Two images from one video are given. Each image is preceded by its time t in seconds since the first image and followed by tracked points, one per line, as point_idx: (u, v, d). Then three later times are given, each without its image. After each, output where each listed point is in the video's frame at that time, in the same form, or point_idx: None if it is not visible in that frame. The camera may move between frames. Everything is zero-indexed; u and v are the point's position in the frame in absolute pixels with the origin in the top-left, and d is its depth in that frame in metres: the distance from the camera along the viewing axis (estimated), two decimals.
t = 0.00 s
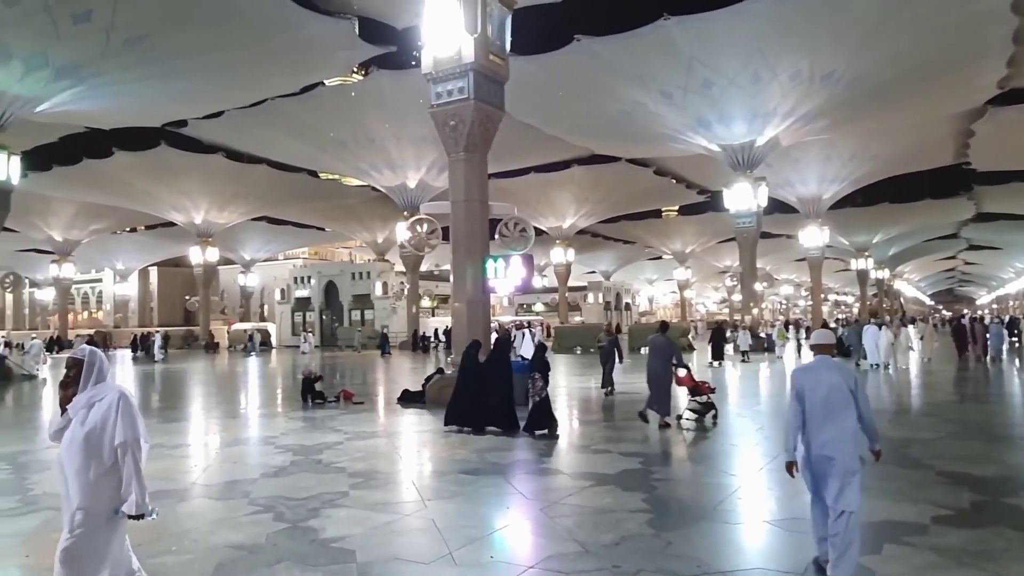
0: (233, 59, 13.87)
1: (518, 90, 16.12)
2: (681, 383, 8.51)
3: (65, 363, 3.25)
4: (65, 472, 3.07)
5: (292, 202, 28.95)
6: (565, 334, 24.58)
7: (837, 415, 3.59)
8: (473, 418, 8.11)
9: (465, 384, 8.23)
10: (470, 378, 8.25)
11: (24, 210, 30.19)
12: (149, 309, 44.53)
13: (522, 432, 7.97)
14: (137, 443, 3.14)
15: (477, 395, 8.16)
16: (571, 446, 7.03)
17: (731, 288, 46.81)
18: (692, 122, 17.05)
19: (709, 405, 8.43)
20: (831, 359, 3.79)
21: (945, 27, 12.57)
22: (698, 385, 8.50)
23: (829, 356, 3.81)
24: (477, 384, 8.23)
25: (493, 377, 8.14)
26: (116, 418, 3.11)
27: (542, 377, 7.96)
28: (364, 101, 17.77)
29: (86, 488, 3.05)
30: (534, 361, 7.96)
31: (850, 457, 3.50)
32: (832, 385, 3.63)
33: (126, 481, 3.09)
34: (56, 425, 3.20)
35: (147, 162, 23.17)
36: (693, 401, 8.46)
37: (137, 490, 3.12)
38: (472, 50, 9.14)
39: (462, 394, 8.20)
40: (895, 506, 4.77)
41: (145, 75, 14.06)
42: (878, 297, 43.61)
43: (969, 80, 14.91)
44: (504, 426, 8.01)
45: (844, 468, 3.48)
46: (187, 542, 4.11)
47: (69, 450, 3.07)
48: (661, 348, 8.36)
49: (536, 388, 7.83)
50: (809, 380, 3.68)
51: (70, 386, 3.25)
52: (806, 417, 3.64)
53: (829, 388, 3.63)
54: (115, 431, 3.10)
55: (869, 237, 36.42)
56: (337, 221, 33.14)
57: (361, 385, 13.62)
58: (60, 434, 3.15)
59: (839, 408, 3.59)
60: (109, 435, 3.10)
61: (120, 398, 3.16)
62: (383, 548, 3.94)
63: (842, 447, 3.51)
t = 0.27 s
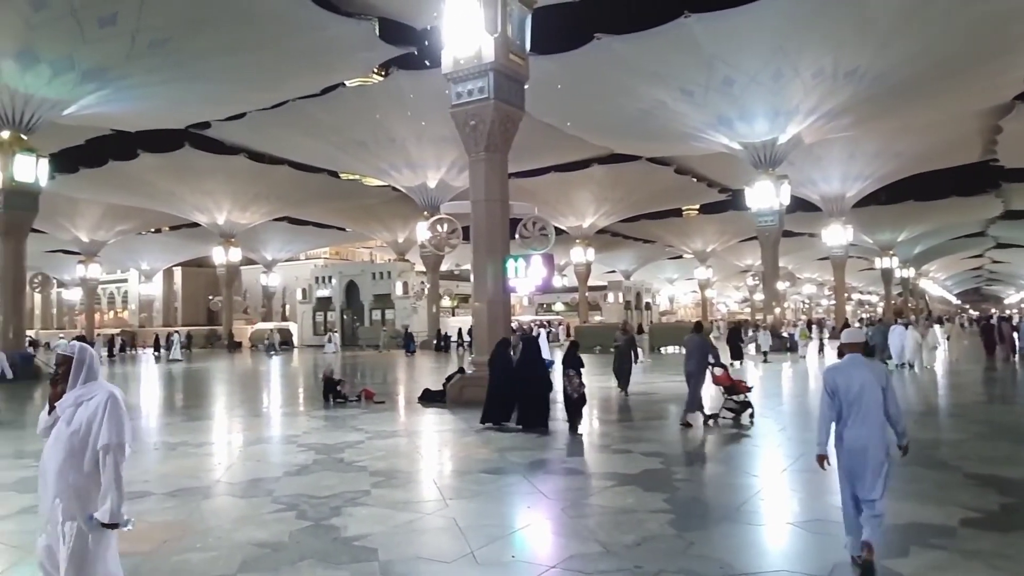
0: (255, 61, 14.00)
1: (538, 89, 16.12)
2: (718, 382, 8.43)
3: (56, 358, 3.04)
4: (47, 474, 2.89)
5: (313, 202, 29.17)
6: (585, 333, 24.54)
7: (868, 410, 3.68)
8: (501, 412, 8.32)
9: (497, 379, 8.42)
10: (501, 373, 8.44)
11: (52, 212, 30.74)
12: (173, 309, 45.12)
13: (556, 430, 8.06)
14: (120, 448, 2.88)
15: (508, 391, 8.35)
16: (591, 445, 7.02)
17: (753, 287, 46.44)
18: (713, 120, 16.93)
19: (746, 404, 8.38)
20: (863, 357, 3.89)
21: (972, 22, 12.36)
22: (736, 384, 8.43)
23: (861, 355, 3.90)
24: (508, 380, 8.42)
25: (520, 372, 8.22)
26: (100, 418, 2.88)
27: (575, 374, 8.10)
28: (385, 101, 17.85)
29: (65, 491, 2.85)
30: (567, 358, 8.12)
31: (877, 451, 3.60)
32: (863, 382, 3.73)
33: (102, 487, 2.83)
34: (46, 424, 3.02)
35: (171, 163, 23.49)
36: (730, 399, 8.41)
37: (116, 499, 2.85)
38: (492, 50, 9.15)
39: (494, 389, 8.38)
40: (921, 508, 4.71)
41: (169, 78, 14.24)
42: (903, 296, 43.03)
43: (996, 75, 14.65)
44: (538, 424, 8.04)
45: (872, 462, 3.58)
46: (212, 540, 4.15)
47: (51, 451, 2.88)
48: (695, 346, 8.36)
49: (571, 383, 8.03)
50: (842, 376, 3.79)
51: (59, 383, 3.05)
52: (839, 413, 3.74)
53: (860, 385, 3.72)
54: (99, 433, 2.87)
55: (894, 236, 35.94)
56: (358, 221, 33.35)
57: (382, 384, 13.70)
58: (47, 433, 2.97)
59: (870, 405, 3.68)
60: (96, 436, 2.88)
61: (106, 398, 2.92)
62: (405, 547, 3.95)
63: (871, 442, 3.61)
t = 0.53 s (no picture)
0: (271, 62, 14.08)
1: (553, 89, 16.12)
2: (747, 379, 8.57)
3: (38, 359, 3.00)
4: (31, 480, 2.83)
5: (329, 202, 29.31)
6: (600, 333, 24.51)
7: (883, 407, 3.82)
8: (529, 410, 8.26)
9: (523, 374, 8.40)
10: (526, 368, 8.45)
11: (72, 212, 31.12)
12: (191, 308, 45.53)
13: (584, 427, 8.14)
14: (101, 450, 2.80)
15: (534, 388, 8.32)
16: (607, 445, 7.00)
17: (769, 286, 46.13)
18: (729, 119, 16.83)
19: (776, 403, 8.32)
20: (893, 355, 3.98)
21: (993, 18, 12.20)
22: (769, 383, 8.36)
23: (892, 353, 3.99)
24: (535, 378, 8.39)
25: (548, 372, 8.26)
26: (82, 419, 2.81)
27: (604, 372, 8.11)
28: (400, 101, 17.91)
29: (46, 494, 2.78)
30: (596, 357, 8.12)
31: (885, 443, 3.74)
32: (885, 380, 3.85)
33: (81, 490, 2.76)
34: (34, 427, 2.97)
35: (189, 164, 23.71)
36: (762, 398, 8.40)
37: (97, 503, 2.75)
38: (507, 50, 9.15)
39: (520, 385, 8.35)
40: (942, 510, 4.65)
41: (186, 79, 14.36)
42: (922, 296, 42.56)
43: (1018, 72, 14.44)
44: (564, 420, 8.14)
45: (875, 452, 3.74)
46: (231, 537, 4.19)
47: (35, 452, 2.83)
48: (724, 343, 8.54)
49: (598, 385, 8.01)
50: (865, 373, 3.92)
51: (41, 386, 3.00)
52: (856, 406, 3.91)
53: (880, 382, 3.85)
54: (80, 434, 2.80)
55: (913, 235, 35.56)
56: (373, 220, 33.49)
57: (397, 383, 13.75)
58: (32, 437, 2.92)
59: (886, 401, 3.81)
60: (75, 438, 2.81)
61: (88, 399, 2.85)
62: (420, 546, 3.97)
63: (879, 435, 3.76)
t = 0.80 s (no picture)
0: (295, 64, 14.20)
1: (575, 87, 16.09)
2: (787, 379, 8.49)
3: (15, 366, 2.97)
4: (8, 490, 2.77)
5: (351, 202, 29.53)
6: (622, 332, 24.43)
7: (928, 403, 3.83)
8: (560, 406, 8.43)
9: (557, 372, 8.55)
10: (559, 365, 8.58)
11: (101, 213, 31.67)
12: (217, 308, 46.12)
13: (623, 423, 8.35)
14: (79, 455, 2.75)
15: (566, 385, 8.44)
16: (629, 445, 6.97)
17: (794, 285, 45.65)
18: (753, 116, 16.67)
19: (814, 402, 8.32)
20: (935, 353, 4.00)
21: None
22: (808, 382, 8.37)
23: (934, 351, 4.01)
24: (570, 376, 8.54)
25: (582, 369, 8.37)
26: (59, 426, 2.75)
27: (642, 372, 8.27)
28: (422, 101, 17.98)
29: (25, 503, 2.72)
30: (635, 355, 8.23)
31: (930, 438, 3.76)
32: (928, 377, 3.88)
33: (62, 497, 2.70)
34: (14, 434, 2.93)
35: (214, 166, 24.02)
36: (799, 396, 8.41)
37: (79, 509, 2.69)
38: (529, 49, 9.14)
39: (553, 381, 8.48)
40: (973, 512, 4.56)
41: (211, 82, 14.53)
42: (951, 294, 41.86)
43: None
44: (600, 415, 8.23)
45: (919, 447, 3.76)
46: (257, 534, 4.23)
47: (11, 462, 2.78)
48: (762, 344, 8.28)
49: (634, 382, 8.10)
50: (904, 372, 3.97)
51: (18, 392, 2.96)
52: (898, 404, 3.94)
53: (923, 380, 3.88)
54: (55, 441, 2.74)
55: (941, 232, 34.98)
56: (396, 220, 33.69)
57: (420, 382, 13.81)
58: (8, 446, 2.86)
59: (930, 398, 3.83)
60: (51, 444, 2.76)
61: (64, 404, 2.79)
62: (443, 545, 3.98)
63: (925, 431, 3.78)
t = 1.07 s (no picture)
0: (314, 66, 14.31)
1: (595, 87, 16.07)
2: (822, 378, 8.38)
3: None
4: None
5: (371, 203, 29.69)
6: (642, 332, 24.33)
7: (973, 397, 4.01)
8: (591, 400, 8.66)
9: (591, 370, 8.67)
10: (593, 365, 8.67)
11: (126, 215, 32.14)
12: (239, 308, 46.61)
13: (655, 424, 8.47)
14: (71, 455, 2.76)
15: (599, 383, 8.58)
16: (649, 445, 6.93)
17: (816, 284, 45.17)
18: (774, 114, 16.52)
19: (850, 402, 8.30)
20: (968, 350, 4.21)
21: None
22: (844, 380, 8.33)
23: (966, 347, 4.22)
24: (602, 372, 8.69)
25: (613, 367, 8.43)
26: (44, 427, 2.74)
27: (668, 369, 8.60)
28: (441, 101, 18.03)
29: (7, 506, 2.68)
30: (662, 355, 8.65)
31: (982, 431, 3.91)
32: (968, 372, 4.06)
33: (50, 497, 2.72)
34: None
35: (236, 167, 24.28)
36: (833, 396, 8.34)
37: (68, 507, 2.73)
38: (548, 49, 9.14)
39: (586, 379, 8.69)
40: (1001, 515, 4.48)
41: (233, 84, 14.68)
42: (977, 294, 41.18)
43: None
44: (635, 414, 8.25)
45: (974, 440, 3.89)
46: (279, 531, 4.27)
47: None
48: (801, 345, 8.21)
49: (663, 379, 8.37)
50: (947, 367, 4.13)
51: None
52: (944, 399, 4.09)
53: (964, 375, 4.06)
54: (43, 442, 2.73)
55: (967, 231, 34.42)
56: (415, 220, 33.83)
57: (439, 381, 13.85)
58: None
59: (974, 392, 4.01)
60: (39, 445, 2.73)
61: (49, 404, 2.77)
62: (463, 543, 4.00)
63: (976, 424, 3.92)
